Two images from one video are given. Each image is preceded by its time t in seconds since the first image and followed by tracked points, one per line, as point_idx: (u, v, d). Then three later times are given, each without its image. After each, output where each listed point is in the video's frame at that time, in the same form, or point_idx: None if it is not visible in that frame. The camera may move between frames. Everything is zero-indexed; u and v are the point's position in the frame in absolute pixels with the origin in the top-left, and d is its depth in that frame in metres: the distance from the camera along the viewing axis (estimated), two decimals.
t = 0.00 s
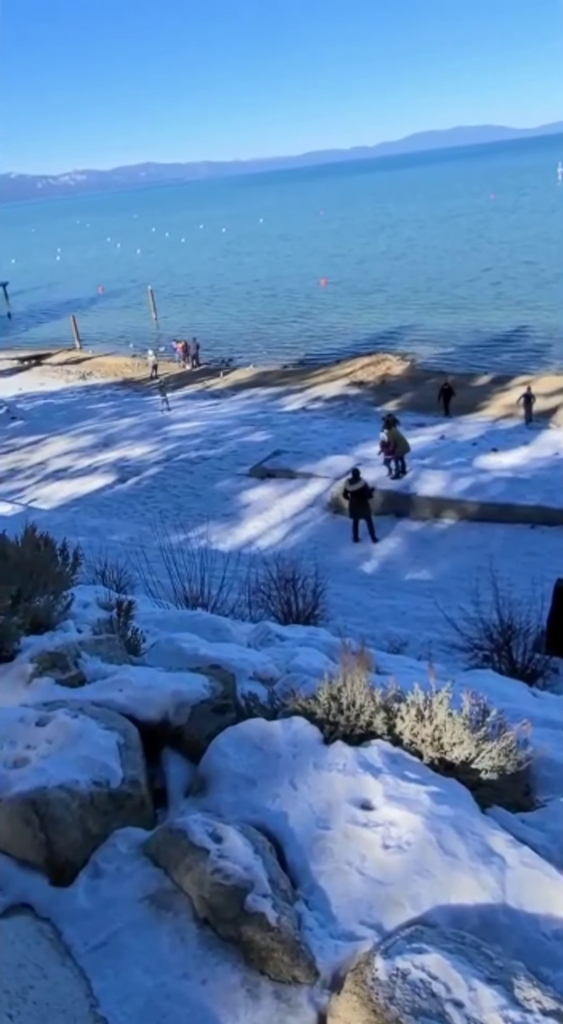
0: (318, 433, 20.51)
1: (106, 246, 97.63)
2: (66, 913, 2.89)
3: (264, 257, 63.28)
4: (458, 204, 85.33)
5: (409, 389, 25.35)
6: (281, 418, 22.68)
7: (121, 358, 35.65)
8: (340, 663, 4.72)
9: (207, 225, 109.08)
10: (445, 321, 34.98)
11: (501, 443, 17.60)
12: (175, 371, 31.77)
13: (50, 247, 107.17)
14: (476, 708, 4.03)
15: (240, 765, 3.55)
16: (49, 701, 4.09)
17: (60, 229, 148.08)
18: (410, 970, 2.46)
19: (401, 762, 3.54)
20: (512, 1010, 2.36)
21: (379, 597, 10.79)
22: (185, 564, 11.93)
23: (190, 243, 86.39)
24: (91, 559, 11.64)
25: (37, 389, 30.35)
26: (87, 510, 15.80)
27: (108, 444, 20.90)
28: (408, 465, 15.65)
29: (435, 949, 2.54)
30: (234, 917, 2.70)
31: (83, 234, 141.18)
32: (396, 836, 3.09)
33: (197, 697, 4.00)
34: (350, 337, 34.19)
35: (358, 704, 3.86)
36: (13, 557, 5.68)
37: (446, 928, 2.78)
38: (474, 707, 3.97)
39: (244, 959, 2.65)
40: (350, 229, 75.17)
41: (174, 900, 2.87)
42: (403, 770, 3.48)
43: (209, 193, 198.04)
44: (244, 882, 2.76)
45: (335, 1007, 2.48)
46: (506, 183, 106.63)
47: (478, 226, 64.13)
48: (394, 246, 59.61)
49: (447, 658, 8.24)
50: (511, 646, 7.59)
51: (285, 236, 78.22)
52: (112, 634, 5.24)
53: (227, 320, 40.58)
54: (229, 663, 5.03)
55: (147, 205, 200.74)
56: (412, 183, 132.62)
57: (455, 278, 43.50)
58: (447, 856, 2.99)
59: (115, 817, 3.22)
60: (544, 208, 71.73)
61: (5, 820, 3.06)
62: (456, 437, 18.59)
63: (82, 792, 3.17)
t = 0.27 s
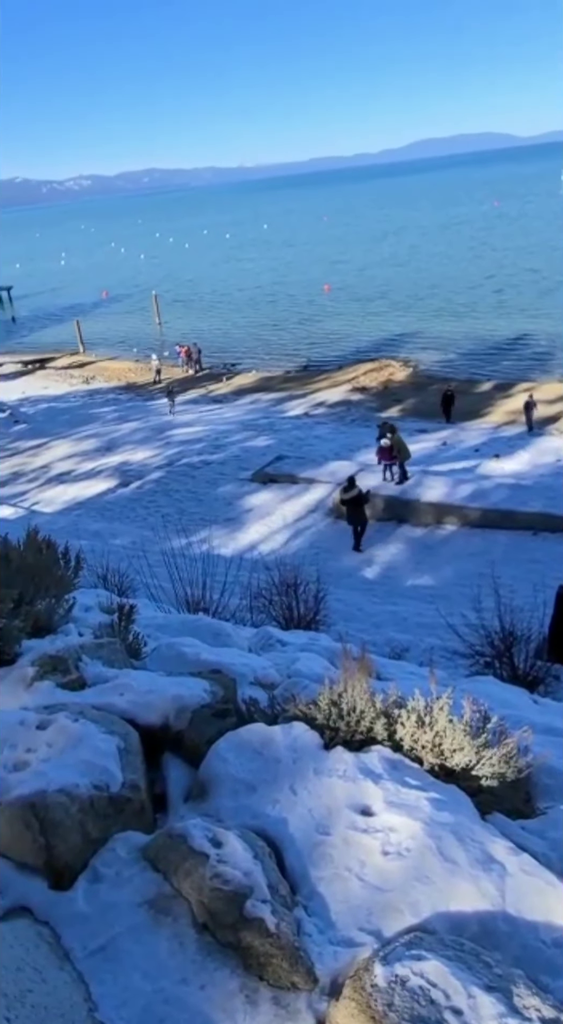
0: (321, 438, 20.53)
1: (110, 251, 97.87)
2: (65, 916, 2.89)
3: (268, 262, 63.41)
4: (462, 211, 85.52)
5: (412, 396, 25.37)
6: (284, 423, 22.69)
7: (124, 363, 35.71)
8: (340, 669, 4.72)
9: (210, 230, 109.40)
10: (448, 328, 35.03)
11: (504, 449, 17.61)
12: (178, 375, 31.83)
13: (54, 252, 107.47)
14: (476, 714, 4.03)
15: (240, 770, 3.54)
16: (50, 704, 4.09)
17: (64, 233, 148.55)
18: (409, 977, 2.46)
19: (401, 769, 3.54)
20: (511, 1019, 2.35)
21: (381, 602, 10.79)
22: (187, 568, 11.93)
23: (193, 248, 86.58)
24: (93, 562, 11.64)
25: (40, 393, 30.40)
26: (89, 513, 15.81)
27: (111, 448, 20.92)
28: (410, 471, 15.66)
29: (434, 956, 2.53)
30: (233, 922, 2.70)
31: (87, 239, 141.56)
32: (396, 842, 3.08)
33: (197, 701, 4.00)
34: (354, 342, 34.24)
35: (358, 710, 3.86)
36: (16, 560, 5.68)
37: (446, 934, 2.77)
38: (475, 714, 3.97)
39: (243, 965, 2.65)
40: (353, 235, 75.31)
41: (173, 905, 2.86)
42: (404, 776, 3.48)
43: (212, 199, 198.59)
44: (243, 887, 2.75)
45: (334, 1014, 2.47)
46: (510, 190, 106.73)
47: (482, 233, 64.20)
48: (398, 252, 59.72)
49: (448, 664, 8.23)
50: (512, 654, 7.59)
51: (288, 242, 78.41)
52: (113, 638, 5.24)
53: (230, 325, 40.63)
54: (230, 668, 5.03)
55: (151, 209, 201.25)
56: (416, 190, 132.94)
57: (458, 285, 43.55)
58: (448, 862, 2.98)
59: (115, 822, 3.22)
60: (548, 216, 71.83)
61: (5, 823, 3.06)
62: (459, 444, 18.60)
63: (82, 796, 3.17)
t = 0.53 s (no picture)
0: (323, 443, 20.56)
1: (114, 255, 98.19)
2: (66, 919, 2.90)
3: (272, 267, 63.58)
4: (465, 218, 85.54)
5: (415, 401, 25.39)
6: (287, 428, 22.71)
7: (128, 367, 35.80)
8: (342, 674, 4.72)
9: (214, 235, 109.71)
10: (451, 334, 35.05)
11: (507, 455, 17.60)
12: (182, 380, 31.88)
13: (59, 256, 107.83)
14: (478, 720, 4.03)
15: (241, 774, 3.55)
16: (53, 707, 4.10)
17: (69, 237, 148.95)
18: (410, 981, 2.45)
19: (403, 773, 3.54)
20: None
21: (383, 608, 10.79)
22: (189, 572, 11.94)
23: (198, 253, 86.80)
24: (95, 566, 11.66)
25: (44, 397, 30.47)
26: (92, 517, 15.84)
27: (114, 451, 20.96)
28: (413, 476, 15.67)
29: (435, 961, 2.53)
30: (234, 926, 2.70)
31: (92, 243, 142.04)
32: (398, 847, 3.08)
33: (199, 705, 4.00)
34: (357, 348, 34.29)
35: (360, 714, 3.86)
36: (19, 563, 5.69)
37: (447, 940, 2.77)
38: (476, 720, 3.96)
39: (244, 969, 2.65)
40: (357, 241, 75.48)
41: (174, 909, 2.86)
42: (405, 782, 3.48)
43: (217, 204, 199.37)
44: (244, 891, 2.75)
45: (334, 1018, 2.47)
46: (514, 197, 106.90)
47: (485, 240, 64.28)
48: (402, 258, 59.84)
49: (450, 669, 8.24)
50: (515, 660, 7.59)
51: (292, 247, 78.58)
52: (115, 642, 5.25)
53: (234, 330, 40.71)
54: (232, 672, 5.03)
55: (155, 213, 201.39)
56: (419, 196, 133.05)
57: (462, 292, 43.60)
58: (449, 868, 2.98)
59: (116, 824, 3.22)
60: (553, 222, 71.90)
61: (6, 825, 3.07)
62: (462, 449, 18.61)
63: (83, 798, 3.17)
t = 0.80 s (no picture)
0: (326, 447, 20.59)
1: (119, 259, 98.51)
2: (67, 920, 2.90)
3: (275, 272, 63.71)
4: (469, 223, 85.60)
5: (418, 405, 25.41)
6: (290, 431, 22.74)
7: (131, 370, 35.88)
8: (344, 677, 4.72)
9: (218, 239, 109.94)
10: (454, 339, 35.07)
11: (509, 459, 17.61)
12: (185, 383, 31.94)
13: (63, 259, 108.23)
14: (480, 725, 4.03)
15: (243, 777, 3.55)
16: (55, 709, 4.11)
17: (73, 241, 149.35)
18: (410, 986, 2.45)
19: (404, 777, 3.54)
20: None
21: (385, 612, 10.79)
22: (191, 575, 11.96)
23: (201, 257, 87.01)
24: (97, 568, 11.68)
25: (47, 399, 30.54)
26: (94, 519, 15.87)
27: (117, 454, 21.00)
28: (416, 481, 15.69)
29: (436, 965, 2.53)
30: (235, 929, 2.70)
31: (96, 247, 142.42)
32: (399, 852, 3.08)
33: (201, 708, 4.01)
34: (360, 352, 34.33)
35: (362, 718, 3.86)
36: (22, 565, 5.69)
37: (447, 944, 2.77)
38: (478, 724, 3.96)
39: (244, 971, 2.65)
40: (361, 245, 75.61)
41: (175, 912, 2.86)
42: (406, 786, 3.48)
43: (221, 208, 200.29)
44: (245, 894, 2.75)
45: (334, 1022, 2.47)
46: (518, 202, 107.02)
47: (489, 245, 64.35)
48: (406, 263, 59.92)
49: (452, 674, 8.24)
50: (517, 665, 7.58)
51: (296, 251, 78.68)
52: (117, 644, 5.26)
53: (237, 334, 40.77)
54: (234, 675, 5.04)
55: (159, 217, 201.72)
56: (423, 200, 133.22)
57: (465, 297, 43.65)
58: (450, 873, 2.99)
59: (117, 827, 3.22)
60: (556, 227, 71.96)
61: (7, 826, 3.07)
62: (464, 454, 18.61)
63: (84, 800, 3.18)
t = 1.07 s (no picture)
0: (328, 451, 20.59)
1: (121, 262, 98.62)
2: (65, 926, 2.88)
3: (278, 276, 63.75)
4: (472, 228, 85.65)
5: (420, 410, 25.40)
6: (291, 435, 22.74)
7: (133, 373, 35.91)
8: (345, 682, 4.70)
9: (221, 243, 110.10)
10: (457, 343, 35.07)
11: (511, 464, 17.58)
12: (187, 387, 31.96)
13: (65, 263, 108.47)
14: (481, 731, 4.00)
15: (243, 782, 3.54)
16: (54, 713, 4.10)
17: (77, 245, 149.62)
18: (411, 995, 2.43)
19: (405, 783, 3.53)
20: None
21: (386, 616, 10.76)
22: (193, 579, 11.95)
23: (204, 261, 87.12)
24: (99, 572, 11.67)
25: (49, 402, 30.54)
26: (95, 522, 15.85)
27: (119, 457, 21.00)
28: (418, 485, 15.67)
29: (437, 974, 2.51)
30: (235, 935, 2.68)
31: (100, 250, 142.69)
32: (399, 858, 3.07)
33: (201, 712, 4.00)
34: (363, 356, 34.34)
35: (363, 723, 3.84)
36: (24, 568, 5.69)
37: (448, 953, 2.75)
38: (479, 730, 3.94)
39: (243, 979, 2.63)
40: (363, 250, 75.66)
41: (174, 918, 2.85)
42: (407, 792, 3.46)
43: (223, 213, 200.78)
44: (245, 900, 2.74)
45: None
46: (520, 207, 107.09)
47: (491, 250, 64.38)
48: (407, 268, 59.95)
49: (453, 679, 8.20)
50: (518, 671, 7.54)
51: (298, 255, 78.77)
52: (118, 648, 5.25)
53: (240, 337, 40.84)
54: (234, 680, 5.03)
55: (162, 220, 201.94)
56: (426, 205, 133.39)
57: (467, 302, 43.67)
58: (451, 880, 2.97)
59: (116, 832, 3.21)
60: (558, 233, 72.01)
61: (6, 830, 3.05)
62: (466, 458, 18.60)
63: (84, 805, 3.16)
